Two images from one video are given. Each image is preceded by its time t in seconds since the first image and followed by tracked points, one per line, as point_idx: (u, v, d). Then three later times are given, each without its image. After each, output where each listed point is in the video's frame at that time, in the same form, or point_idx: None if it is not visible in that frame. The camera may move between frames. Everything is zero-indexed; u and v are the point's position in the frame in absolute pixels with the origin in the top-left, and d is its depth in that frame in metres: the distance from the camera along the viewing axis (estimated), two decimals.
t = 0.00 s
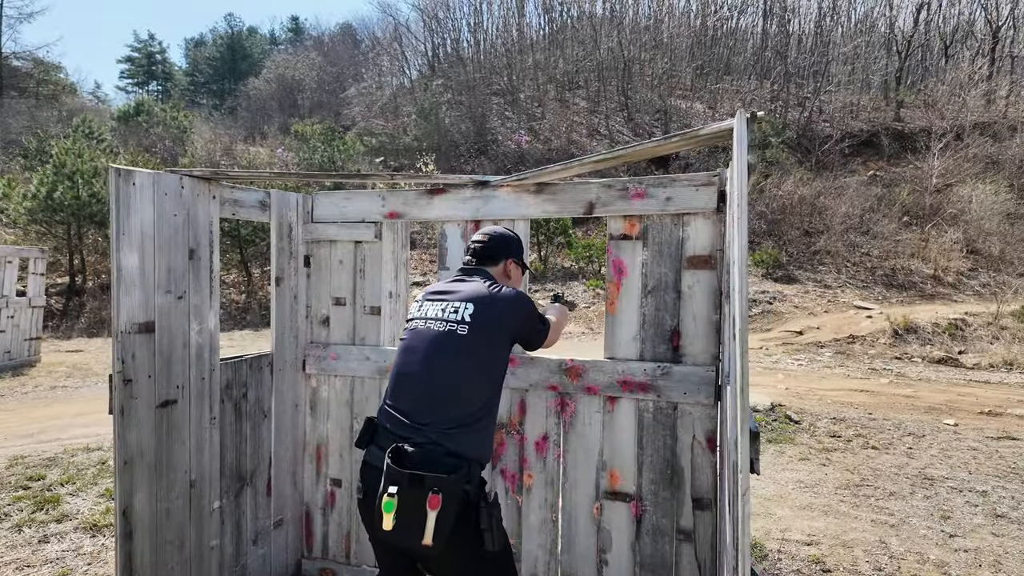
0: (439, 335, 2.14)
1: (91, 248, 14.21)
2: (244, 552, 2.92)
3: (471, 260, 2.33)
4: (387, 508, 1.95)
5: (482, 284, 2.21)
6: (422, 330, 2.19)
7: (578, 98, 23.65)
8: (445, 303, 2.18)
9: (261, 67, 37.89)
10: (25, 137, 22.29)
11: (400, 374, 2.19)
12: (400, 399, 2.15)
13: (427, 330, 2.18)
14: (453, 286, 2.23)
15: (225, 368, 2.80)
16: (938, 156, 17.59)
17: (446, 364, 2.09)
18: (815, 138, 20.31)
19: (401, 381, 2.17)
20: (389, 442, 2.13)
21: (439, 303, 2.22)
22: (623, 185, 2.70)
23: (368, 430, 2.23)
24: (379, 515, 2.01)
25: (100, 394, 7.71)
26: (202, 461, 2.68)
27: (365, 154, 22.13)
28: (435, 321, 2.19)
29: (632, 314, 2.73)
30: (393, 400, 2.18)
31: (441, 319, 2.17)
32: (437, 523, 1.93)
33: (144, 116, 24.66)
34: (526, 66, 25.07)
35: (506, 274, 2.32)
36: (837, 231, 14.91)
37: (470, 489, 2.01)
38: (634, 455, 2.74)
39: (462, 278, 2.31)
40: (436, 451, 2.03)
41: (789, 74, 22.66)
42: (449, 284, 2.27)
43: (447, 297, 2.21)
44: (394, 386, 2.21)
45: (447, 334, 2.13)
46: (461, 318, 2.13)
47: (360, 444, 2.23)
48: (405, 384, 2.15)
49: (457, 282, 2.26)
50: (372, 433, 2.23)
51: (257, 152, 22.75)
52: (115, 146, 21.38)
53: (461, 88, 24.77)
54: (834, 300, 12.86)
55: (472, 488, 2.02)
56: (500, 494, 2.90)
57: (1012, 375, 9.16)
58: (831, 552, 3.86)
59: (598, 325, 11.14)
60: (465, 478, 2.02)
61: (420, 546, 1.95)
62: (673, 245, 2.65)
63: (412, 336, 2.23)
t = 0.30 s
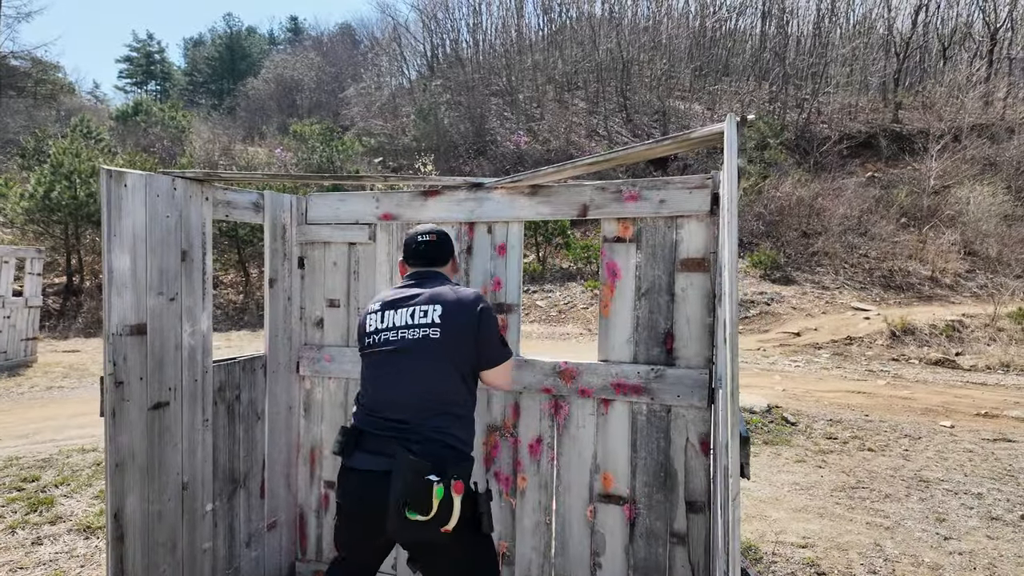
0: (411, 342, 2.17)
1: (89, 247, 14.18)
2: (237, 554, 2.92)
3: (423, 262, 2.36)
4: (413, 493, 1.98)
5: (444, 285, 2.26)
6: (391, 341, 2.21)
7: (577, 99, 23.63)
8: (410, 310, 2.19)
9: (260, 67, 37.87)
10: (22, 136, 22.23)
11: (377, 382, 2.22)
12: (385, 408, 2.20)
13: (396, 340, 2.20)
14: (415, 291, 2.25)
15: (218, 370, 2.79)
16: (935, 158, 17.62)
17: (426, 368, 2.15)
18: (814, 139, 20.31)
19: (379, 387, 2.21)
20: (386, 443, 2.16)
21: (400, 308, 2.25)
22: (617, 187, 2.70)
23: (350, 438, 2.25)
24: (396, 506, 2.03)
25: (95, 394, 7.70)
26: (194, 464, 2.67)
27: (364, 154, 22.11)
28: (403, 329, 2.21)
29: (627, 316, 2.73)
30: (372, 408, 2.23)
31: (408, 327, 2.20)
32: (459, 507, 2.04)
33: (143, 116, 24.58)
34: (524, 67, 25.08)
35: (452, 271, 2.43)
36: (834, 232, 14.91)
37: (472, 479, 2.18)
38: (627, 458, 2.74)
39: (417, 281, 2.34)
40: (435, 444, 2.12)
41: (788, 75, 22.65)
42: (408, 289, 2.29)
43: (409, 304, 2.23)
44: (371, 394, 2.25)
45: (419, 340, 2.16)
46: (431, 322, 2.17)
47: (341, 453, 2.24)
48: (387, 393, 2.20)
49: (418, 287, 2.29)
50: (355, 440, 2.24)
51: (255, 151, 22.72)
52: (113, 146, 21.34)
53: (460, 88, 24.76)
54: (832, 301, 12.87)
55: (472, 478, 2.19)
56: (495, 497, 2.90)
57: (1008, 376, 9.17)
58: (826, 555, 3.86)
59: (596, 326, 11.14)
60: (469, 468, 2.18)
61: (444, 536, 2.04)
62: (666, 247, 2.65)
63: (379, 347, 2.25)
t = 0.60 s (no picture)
0: (366, 330, 2.32)
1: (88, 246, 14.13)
2: (237, 555, 2.90)
3: (356, 256, 2.51)
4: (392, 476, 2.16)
5: (389, 277, 2.43)
6: (344, 332, 2.35)
7: (577, 99, 23.61)
8: (360, 301, 2.34)
9: (259, 66, 37.80)
10: (22, 135, 22.17)
11: (334, 371, 2.34)
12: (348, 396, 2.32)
13: (349, 332, 2.34)
14: (357, 284, 2.40)
15: (218, 369, 2.78)
16: (935, 158, 17.61)
17: (386, 352, 2.32)
18: (814, 139, 20.31)
19: (340, 377, 2.33)
20: (356, 431, 2.29)
21: (346, 302, 2.38)
22: (619, 186, 2.69)
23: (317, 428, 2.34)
24: (376, 489, 2.19)
25: (94, 393, 7.68)
26: (194, 463, 2.66)
27: (364, 154, 22.06)
28: (354, 320, 2.35)
29: (628, 316, 2.72)
30: (330, 398, 2.35)
31: (359, 317, 2.34)
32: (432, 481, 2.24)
33: (142, 115, 24.55)
34: (524, 66, 25.04)
35: (384, 262, 2.58)
36: (834, 232, 14.90)
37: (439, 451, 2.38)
38: (629, 458, 2.73)
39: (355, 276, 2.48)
40: (404, 426, 2.30)
41: (787, 75, 22.65)
42: (350, 282, 2.43)
43: (356, 296, 2.37)
44: (324, 385, 2.37)
45: (375, 329, 2.32)
46: (384, 310, 2.34)
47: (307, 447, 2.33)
48: (346, 383, 2.32)
49: (361, 280, 2.43)
50: (321, 431, 2.33)
51: (255, 151, 22.67)
52: (113, 145, 21.29)
53: (459, 88, 24.73)
54: (831, 301, 12.87)
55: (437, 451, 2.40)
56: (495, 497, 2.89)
57: (1007, 377, 9.17)
58: (827, 555, 3.85)
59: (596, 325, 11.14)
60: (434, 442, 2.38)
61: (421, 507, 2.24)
62: (669, 247, 2.64)
63: (329, 340, 2.37)
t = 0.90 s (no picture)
0: (413, 334, 2.41)
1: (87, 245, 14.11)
2: (240, 554, 2.89)
3: (390, 256, 2.53)
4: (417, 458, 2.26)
5: (423, 284, 2.54)
6: (388, 330, 2.36)
7: (577, 98, 23.59)
8: (412, 305, 2.41)
9: (259, 64, 37.78)
10: (22, 133, 22.13)
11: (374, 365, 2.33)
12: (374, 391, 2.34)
13: (394, 330, 2.36)
14: (402, 285, 2.44)
15: (222, 367, 2.77)
16: (936, 158, 17.60)
17: (422, 357, 2.44)
18: (814, 139, 20.30)
19: (377, 373, 2.34)
20: (378, 426, 2.33)
21: (395, 301, 2.39)
22: (624, 185, 2.67)
23: (327, 423, 2.31)
24: (405, 479, 2.25)
25: (94, 391, 7.67)
26: (197, 463, 2.65)
27: (364, 152, 22.05)
28: (400, 321, 2.38)
29: (633, 315, 2.71)
30: (356, 392, 2.33)
31: (405, 318, 2.39)
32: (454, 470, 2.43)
33: (142, 113, 24.49)
34: (524, 65, 25.01)
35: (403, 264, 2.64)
36: (835, 232, 14.88)
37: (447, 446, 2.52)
38: (632, 457, 2.72)
39: (382, 274, 2.50)
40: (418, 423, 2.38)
41: (788, 75, 22.64)
42: (393, 281, 2.44)
43: (403, 297, 2.41)
44: (342, 376, 2.34)
45: (418, 334, 2.42)
46: (425, 318, 2.47)
47: (317, 443, 2.30)
48: (376, 379, 2.34)
49: (400, 281, 2.47)
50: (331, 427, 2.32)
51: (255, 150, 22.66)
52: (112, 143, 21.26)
53: (460, 87, 24.68)
54: (832, 301, 12.87)
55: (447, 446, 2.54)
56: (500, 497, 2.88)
57: (1008, 377, 9.16)
58: (830, 555, 3.85)
59: (597, 325, 11.14)
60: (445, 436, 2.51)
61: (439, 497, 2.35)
62: (673, 246, 2.63)
63: (375, 332, 2.33)
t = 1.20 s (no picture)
0: (399, 320, 2.48)
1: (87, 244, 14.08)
2: (241, 551, 2.88)
3: (361, 247, 2.58)
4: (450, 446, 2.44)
5: (397, 271, 2.60)
6: (378, 319, 2.42)
7: (577, 97, 23.54)
8: (392, 292, 2.48)
9: (259, 63, 37.76)
10: (22, 132, 22.10)
11: (372, 356, 2.40)
12: (382, 383, 2.40)
13: (384, 318, 2.44)
14: (378, 275, 2.50)
15: (223, 364, 2.76)
16: (937, 156, 17.58)
17: (411, 342, 2.52)
18: (815, 138, 20.26)
19: (377, 363, 2.40)
20: (389, 419, 2.39)
21: (373, 291, 2.44)
22: (626, 181, 2.67)
23: (341, 420, 2.34)
24: (432, 465, 2.36)
25: (94, 390, 7.65)
26: (198, 459, 2.64)
27: (364, 151, 22.01)
28: (385, 309, 2.45)
29: (634, 313, 2.70)
30: (363, 386, 2.38)
31: (391, 306, 2.47)
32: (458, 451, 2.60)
33: (141, 112, 24.44)
34: (525, 64, 24.98)
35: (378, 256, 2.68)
36: (835, 230, 14.87)
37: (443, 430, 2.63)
38: (635, 455, 2.71)
39: (355, 264, 2.54)
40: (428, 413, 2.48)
41: (788, 73, 22.61)
42: (366, 271, 2.50)
43: (382, 286, 2.48)
44: (344, 371, 2.38)
45: (405, 319, 2.50)
46: (407, 303, 2.54)
47: (332, 439, 2.31)
48: (382, 370, 2.40)
49: (373, 270, 2.53)
50: (346, 424, 2.33)
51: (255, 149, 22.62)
52: (112, 142, 21.22)
53: (460, 85, 24.64)
54: (833, 299, 12.85)
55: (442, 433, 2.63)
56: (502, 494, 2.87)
57: (1009, 375, 9.15)
58: (832, 553, 3.84)
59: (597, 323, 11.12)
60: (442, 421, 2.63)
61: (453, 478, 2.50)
62: (675, 242, 2.62)
63: (364, 323, 2.40)
